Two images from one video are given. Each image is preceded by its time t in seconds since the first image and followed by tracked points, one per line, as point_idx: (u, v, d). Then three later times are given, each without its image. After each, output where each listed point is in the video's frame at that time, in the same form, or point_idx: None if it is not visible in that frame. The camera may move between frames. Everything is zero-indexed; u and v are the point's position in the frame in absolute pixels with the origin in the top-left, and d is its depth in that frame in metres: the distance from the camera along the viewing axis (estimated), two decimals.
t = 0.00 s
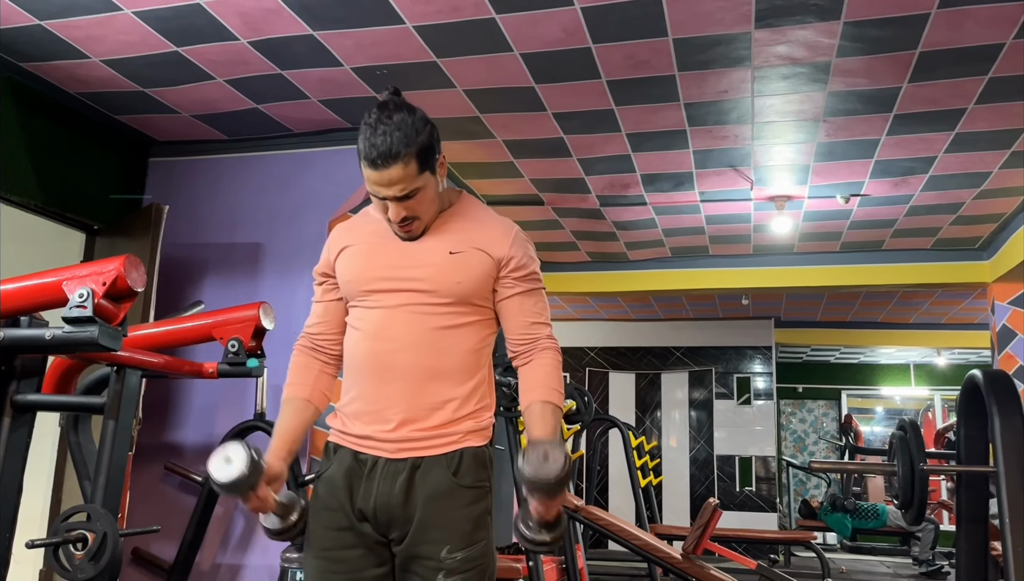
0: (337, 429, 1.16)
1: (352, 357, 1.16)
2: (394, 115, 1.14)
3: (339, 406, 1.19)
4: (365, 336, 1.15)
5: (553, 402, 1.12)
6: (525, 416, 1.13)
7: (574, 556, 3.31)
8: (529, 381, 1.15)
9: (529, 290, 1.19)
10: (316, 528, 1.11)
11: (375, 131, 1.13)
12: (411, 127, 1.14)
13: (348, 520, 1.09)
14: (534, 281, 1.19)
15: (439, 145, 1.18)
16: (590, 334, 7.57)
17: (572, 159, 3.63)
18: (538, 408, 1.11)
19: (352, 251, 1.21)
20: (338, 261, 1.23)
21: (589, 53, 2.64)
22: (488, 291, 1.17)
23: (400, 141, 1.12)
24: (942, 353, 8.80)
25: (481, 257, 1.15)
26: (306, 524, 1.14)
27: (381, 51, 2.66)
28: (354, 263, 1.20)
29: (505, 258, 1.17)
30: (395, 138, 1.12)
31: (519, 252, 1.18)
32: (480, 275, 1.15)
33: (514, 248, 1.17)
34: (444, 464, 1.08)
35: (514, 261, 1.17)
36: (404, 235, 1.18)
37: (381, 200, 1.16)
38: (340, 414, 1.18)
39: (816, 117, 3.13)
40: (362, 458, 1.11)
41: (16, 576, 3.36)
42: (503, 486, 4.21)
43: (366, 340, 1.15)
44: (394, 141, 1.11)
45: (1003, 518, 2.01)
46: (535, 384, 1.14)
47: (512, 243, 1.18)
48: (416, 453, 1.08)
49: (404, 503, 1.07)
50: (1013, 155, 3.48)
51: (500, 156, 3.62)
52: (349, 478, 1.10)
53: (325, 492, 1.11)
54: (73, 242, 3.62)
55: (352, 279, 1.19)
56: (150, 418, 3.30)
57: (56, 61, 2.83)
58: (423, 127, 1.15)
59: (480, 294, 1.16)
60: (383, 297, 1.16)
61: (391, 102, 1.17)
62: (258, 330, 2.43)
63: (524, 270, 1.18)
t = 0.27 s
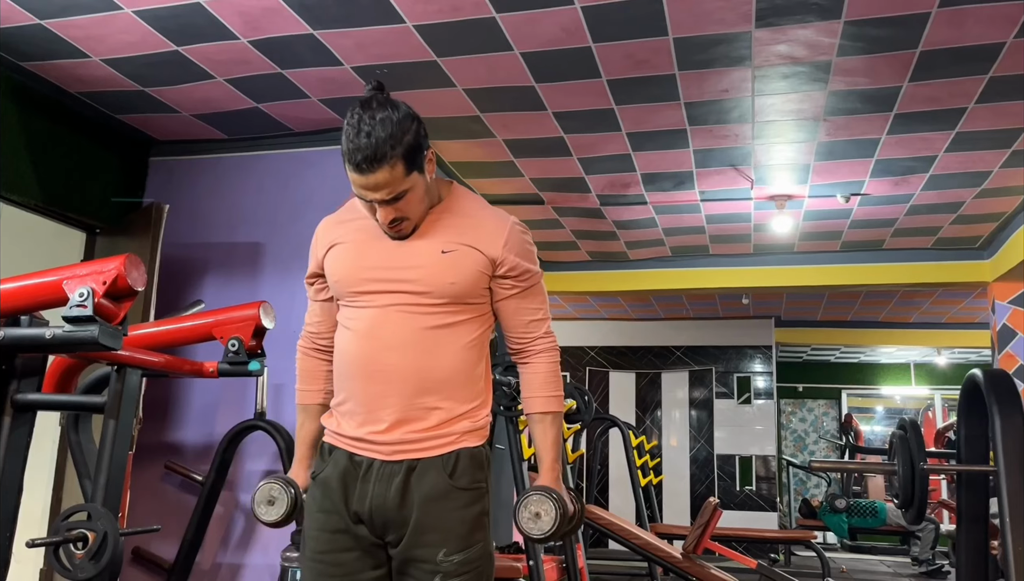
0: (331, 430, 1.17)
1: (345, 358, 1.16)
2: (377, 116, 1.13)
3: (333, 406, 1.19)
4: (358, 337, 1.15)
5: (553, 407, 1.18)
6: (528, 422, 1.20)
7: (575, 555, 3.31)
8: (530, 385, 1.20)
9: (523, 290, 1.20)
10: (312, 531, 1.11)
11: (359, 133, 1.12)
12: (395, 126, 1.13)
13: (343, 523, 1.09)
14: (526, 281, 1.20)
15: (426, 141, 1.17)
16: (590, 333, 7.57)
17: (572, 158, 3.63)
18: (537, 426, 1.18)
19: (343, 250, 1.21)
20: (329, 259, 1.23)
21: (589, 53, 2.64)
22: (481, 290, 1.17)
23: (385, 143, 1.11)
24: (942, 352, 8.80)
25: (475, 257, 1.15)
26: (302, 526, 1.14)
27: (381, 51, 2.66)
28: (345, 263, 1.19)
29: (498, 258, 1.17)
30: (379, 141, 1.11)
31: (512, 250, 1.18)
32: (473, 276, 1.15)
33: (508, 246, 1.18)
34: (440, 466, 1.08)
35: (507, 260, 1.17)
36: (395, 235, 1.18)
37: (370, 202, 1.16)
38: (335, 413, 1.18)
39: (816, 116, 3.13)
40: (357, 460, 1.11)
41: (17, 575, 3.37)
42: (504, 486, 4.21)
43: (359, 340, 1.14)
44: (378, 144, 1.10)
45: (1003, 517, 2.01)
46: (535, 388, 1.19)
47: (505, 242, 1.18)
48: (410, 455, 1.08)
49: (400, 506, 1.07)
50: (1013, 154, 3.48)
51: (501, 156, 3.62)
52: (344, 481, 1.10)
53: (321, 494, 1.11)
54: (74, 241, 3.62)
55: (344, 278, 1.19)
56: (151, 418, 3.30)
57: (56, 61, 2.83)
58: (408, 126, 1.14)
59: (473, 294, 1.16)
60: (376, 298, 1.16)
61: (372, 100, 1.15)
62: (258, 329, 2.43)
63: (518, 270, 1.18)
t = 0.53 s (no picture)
0: (334, 428, 1.17)
1: (348, 355, 1.16)
2: (390, 115, 1.14)
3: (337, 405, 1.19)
4: (362, 333, 1.15)
5: (547, 410, 1.14)
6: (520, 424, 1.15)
7: (575, 554, 3.30)
8: (527, 383, 1.16)
9: (526, 290, 1.19)
10: (315, 528, 1.11)
11: (371, 133, 1.13)
12: (406, 126, 1.13)
13: (346, 519, 1.09)
14: (531, 282, 1.19)
15: (436, 141, 1.18)
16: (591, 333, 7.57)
17: (573, 157, 3.63)
18: (530, 420, 1.13)
19: (348, 247, 1.22)
20: (335, 256, 1.23)
21: (589, 52, 2.64)
22: (485, 289, 1.16)
23: (396, 142, 1.12)
24: (942, 351, 8.80)
25: (478, 255, 1.16)
26: (305, 523, 1.14)
27: (381, 49, 2.66)
28: (350, 261, 1.20)
29: (502, 257, 1.17)
30: (392, 139, 1.12)
31: (516, 251, 1.17)
32: (477, 273, 1.15)
33: (511, 246, 1.18)
34: (442, 463, 1.08)
35: (510, 259, 1.17)
36: (405, 234, 1.18)
37: (381, 201, 1.16)
38: (338, 412, 1.18)
39: (816, 115, 3.13)
40: (360, 458, 1.11)
41: (17, 574, 3.37)
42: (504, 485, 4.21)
43: (362, 337, 1.15)
44: (390, 144, 1.11)
45: (1003, 516, 2.01)
46: (530, 389, 1.16)
47: (508, 241, 1.18)
48: (412, 453, 1.08)
49: (402, 502, 1.07)
50: (1014, 153, 3.48)
51: (501, 155, 3.62)
52: (347, 478, 1.10)
53: (324, 491, 1.12)
54: (74, 240, 3.62)
55: (349, 276, 1.19)
56: (151, 417, 3.31)
57: (56, 60, 2.83)
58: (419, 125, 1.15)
59: (477, 292, 1.15)
60: (380, 295, 1.16)
61: (381, 101, 1.16)
62: (259, 328, 2.43)
63: (521, 269, 1.17)
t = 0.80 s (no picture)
0: (338, 423, 1.16)
1: (355, 343, 1.16)
2: (413, 113, 1.19)
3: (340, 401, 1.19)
4: (368, 324, 1.15)
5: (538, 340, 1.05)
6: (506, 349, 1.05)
7: (575, 554, 3.30)
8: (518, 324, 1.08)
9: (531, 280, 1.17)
10: (318, 524, 1.11)
11: (393, 127, 1.18)
12: (426, 126, 1.18)
13: (349, 516, 1.09)
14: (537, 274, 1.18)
15: (454, 148, 1.22)
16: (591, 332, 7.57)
17: (573, 156, 3.63)
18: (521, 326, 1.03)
19: (361, 243, 1.24)
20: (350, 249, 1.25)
21: (590, 51, 2.64)
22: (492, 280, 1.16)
23: (412, 136, 1.16)
24: (943, 351, 8.80)
25: (486, 245, 1.16)
26: (308, 520, 1.14)
27: (381, 48, 2.66)
28: (360, 256, 1.21)
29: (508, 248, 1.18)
30: (409, 131, 1.16)
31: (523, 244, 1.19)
32: (483, 263, 1.15)
33: (517, 241, 1.19)
34: (445, 459, 1.08)
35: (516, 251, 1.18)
36: (410, 228, 1.20)
37: (391, 191, 1.19)
38: (342, 409, 1.17)
39: (817, 114, 3.12)
40: (363, 454, 1.11)
41: (17, 573, 3.37)
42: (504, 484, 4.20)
43: (369, 328, 1.14)
44: (405, 134, 1.15)
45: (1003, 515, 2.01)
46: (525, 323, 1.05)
47: (515, 235, 1.19)
48: (415, 447, 1.08)
49: (405, 499, 1.07)
50: (1014, 153, 3.48)
51: (501, 154, 3.62)
52: (351, 474, 1.11)
53: (327, 488, 1.12)
54: (74, 239, 3.62)
55: (360, 266, 1.21)
56: (151, 416, 3.31)
57: (57, 59, 2.83)
58: (439, 128, 1.19)
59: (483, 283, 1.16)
60: (386, 286, 1.16)
61: (412, 102, 1.21)
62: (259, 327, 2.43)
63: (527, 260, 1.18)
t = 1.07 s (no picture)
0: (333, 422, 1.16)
1: (353, 339, 1.16)
2: (410, 106, 1.17)
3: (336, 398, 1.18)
4: (366, 319, 1.15)
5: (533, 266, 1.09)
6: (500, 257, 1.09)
7: (575, 553, 3.30)
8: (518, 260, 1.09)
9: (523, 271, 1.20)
10: (316, 527, 1.11)
11: (389, 119, 1.16)
12: (422, 121, 1.17)
13: (348, 517, 1.09)
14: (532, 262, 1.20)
15: (450, 144, 1.21)
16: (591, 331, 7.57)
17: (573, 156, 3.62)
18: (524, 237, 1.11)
19: (355, 238, 1.23)
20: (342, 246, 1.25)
21: (590, 50, 2.63)
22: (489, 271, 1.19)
23: (408, 129, 1.15)
24: (943, 350, 8.80)
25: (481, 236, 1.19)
26: (306, 522, 1.14)
27: (381, 48, 2.66)
28: (355, 250, 1.21)
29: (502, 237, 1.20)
30: (404, 125, 1.15)
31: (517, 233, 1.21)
32: (479, 253, 1.17)
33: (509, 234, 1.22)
34: (443, 459, 1.09)
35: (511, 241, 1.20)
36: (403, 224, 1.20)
37: (384, 183, 1.18)
38: (337, 406, 1.16)
39: (817, 113, 3.12)
40: (360, 454, 1.10)
41: (17, 572, 3.38)
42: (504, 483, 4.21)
43: (367, 324, 1.14)
44: (401, 127, 1.14)
45: (1004, 514, 2.01)
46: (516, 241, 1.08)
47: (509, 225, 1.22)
48: (415, 447, 1.08)
49: (403, 500, 1.07)
50: (1014, 152, 3.47)
51: (502, 153, 3.62)
52: (349, 475, 1.10)
53: (325, 489, 1.11)
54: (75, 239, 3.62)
55: (355, 261, 1.20)
56: (152, 415, 3.31)
57: (57, 58, 2.83)
58: (435, 122, 1.18)
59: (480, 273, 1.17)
60: (382, 280, 1.16)
61: (410, 96, 1.20)
62: (260, 327, 2.43)
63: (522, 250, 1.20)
